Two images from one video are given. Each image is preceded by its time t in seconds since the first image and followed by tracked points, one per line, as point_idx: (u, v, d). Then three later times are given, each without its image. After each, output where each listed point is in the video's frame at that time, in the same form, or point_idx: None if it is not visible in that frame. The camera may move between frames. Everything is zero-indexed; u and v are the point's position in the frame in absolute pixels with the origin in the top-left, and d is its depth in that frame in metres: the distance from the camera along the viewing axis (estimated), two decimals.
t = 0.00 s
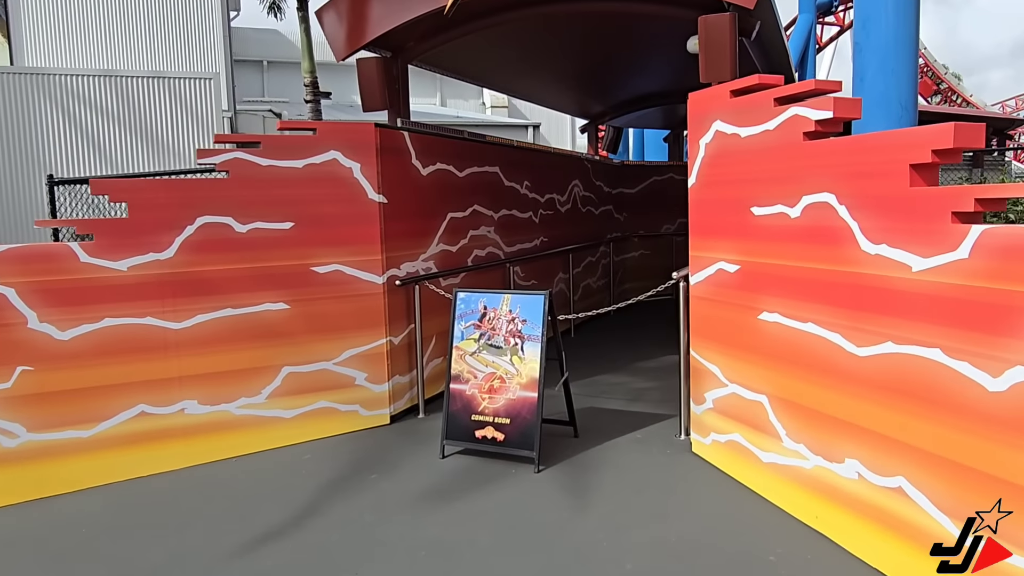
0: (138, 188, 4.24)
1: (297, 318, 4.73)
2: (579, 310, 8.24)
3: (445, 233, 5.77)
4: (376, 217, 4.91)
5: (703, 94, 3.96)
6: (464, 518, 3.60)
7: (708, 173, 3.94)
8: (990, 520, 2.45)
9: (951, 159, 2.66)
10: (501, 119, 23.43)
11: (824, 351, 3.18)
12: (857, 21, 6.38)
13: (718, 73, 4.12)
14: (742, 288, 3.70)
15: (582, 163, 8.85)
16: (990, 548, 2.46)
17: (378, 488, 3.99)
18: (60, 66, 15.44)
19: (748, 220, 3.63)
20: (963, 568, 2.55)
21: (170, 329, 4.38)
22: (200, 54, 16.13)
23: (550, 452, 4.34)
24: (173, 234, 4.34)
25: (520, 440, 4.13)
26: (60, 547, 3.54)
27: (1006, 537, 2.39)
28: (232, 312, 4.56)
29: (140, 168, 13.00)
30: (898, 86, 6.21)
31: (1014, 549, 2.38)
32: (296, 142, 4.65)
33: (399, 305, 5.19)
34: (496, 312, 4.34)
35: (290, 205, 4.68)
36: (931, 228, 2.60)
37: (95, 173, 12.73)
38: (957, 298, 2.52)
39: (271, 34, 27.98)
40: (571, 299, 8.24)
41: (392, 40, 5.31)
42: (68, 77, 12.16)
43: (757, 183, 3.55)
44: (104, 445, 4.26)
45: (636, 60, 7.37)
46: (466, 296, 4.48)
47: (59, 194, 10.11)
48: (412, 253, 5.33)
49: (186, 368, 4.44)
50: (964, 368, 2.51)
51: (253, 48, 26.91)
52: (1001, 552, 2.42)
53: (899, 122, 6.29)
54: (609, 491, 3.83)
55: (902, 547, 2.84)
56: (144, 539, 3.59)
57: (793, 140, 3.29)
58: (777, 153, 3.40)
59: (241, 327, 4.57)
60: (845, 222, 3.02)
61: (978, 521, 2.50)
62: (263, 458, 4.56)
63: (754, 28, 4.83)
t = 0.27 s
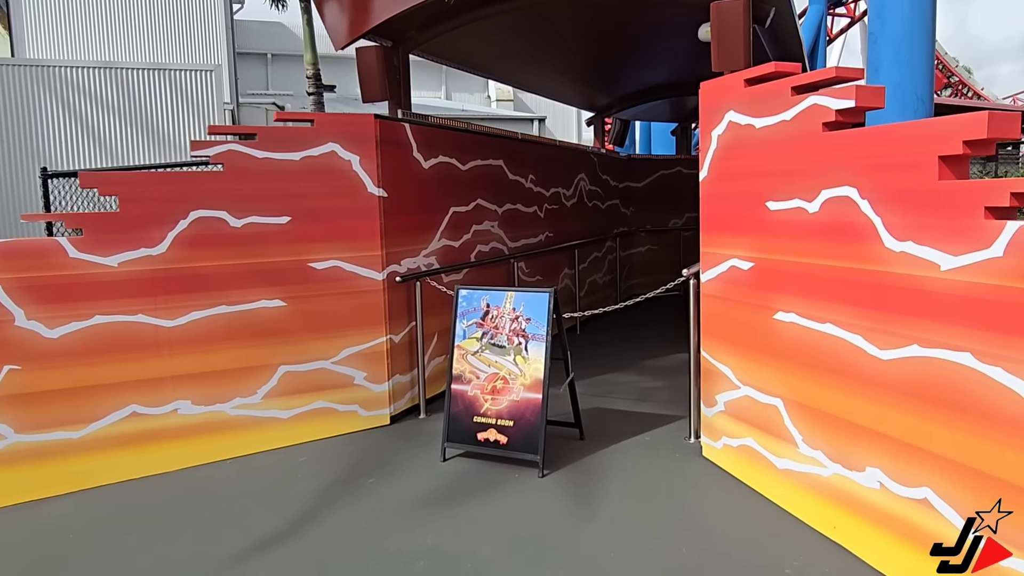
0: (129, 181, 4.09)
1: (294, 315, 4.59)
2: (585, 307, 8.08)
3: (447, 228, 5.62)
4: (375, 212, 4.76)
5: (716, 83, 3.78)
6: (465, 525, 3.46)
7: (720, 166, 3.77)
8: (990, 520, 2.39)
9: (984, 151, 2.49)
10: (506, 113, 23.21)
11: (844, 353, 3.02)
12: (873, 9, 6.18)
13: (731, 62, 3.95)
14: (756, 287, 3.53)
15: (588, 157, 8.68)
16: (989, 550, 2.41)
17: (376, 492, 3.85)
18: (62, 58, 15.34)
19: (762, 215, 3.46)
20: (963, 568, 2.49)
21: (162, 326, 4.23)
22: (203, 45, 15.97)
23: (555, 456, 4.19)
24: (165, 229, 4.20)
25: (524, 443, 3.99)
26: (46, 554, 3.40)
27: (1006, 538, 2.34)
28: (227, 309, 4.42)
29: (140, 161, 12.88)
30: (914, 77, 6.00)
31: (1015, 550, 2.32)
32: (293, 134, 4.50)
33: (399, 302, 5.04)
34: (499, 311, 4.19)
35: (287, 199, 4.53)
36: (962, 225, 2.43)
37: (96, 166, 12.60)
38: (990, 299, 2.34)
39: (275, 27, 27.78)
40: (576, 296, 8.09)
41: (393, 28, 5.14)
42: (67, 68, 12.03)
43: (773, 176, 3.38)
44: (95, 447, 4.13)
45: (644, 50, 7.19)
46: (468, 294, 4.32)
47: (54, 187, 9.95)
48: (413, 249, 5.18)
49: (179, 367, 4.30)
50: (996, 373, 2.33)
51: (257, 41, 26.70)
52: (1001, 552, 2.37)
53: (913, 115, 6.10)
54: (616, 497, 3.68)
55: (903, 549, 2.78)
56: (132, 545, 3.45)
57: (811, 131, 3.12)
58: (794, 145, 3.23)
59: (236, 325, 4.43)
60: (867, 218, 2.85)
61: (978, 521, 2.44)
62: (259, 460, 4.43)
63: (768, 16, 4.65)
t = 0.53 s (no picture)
0: (120, 173, 3.93)
1: (293, 312, 4.43)
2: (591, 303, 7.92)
3: (451, 222, 5.46)
4: (377, 205, 4.60)
5: (733, 69, 3.60)
6: (469, 533, 3.30)
7: (738, 156, 3.59)
8: (990, 520, 2.37)
9: None
10: (511, 106, 22.97)
11: (871, 355, 2.84)
12: None
13: (748, 46, 3.77)
14: (775, 283, 3.36)
15: (595, 149, 8.49)
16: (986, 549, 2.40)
17: (377, 496, 3.71)
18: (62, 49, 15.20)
19: (782, 207, 3.28)
20: (963, 568, 2.48)
21: (156, 324, 4.08)
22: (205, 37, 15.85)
23: (563, 459, 4.03)
24: (158, 223, 4.04)
25: (530, 446, 3.82)
26: (31, 562, 3.26)
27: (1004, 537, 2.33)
28: (223, 306, 4.26)
29: (139, 154, 12.75)
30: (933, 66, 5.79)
31: (1014, 550, 2.31)
32: (292, 124, 4.33)
33: (402, 299, 4.88)
34: (505, 308, 4.02)
35: (285, 192, 4.36)
36: (1004, 217, 2.25)
37: (95, 158, 12.47)
38: None
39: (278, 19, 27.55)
40: (583, 291, 7.92)
41: (395, 15, 4.97)
42: (65, 60, 11.89)
43: (794, 167, 3.21)
44: (87, 449, 3.98)
45: (653, 39, 6.99)
46: (473, 290, 4.16)
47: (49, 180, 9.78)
48: (416, 244, 5.02)
49: (174, 366, 4.15)
50: None
51: (259, 33, 26.44)
52: (1001, 552, 2.35)
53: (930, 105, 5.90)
54: (627, 502, 3.52)
55: (919, 555, 2.68)
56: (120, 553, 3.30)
57: (836, 118, 2.95)
58: (818, 133, 3.05)
59: (232, 323, 4.28)
60: (898, 210, 2.67)
61: (977, 520, 2.43)
62: (257, 462, 4.28)
63: None
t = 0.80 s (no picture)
0: (112, 167, 3.75)
1: (294, 311, 4.26)
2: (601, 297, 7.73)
3: (458, 216, 5.27)
4: (381, 199, 4.41)
5: (758, 54, 3.39)
6: (478, 545, 3.13)
7: (763, 147, 3.39)
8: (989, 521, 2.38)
9: None
10: (515, 96, 22.67)
11: (912, 359, 2.65)
12: None
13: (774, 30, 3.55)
14: (804, 281, 3.17)
15: (604, 139, 8.28)
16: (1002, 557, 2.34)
17: (383, 505, 3.53)
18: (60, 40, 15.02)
19: (813, 201, 3.08)
20: (963, 568, 2.48)
21: (151, 325, 3.91)
22: (206, 28, 15.75)
23: (576, 464, 3.85)
24: (152, 219, 3.86)
25: (543, 451, 3.64)
26: None
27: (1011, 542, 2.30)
28: (222, 306, 4.08)
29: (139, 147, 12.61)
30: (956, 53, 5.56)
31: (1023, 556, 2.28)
32: (291, 114, 4.14)
33: (407, 296, 4.70)
34: (516, 307, 3.84)
35: (285, 186, 4.18)
36: None
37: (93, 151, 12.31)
38: None
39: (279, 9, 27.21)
40: (592, 285, 7.73)
41: None
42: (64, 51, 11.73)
43: (825, 158, 3.00)
44: (79, 455, 3.82)
45: (665, 24, 6.76)
46: (481, 288, 3.97)
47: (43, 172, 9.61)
48: (421, 238, 4.84)
49: (170, 368, 3.98)
50: None
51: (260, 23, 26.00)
52: (1001, 552, 2.36)
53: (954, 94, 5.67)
54: (645, 512, 3.34)
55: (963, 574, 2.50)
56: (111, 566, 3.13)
57: (872, 105, 2.75)
58: (852, 121, 2.85)
59: (231, 322, 4.10)
60: (943, 204, 2.47)
61: (987, 525, 2.40)
62: (257, 468, 4.11)
63: None
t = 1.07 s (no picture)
0: (103, 155, 3.58)
1: (296, 305, 4.10)
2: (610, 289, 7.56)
3: (465, 205, 5.09)
4: (385, 188, 4.24)
5: (783, 33, 3.20)
6: (489, 551, 2.97)
7: (788, 132, 3.20)
8: (990, 521, 2.38)
9: None
10: (521, 84, 22.31)
11: (952, 358, 2.47)
12: None
13: (801, 8, 3.34)
14: (833, 274, 3.00)
15: (613, 126, 8.08)
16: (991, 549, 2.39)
17: (389, 507, 3.39)
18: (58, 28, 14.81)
19: (844, 188, 2.90)
20: (963, 568, 2.49)
21: (147, 320, 3.76)
22: (206, 14, 15.54)
23: (590, 464, 3.70)
24: (147, 210, 3.69)
25: (556, 452, 3.49)
26: None
27: (1007, 536, 2.33)
28: (221, 300, 3.93)
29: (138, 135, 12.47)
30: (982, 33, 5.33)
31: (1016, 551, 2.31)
32: (291, 100, 3.96)
33: (413, 289, 4.54)
34: (527, 301, 3.67)
35: (285, 175, 4.01)
36: None
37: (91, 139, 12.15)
38: None
39: None
40: (602, 276, 7.56)
41: None
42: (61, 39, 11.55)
43: (857, 143, 2.82)
44: (74, 456, 3.67)
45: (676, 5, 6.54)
46: (490, 281, 3.80)
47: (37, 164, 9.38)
48: (428, 229, 4.67)
49: (166, 365, 3.83)
50: None
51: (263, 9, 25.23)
52: (1001, 552, 2.37)
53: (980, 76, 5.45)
54: (664, 516, 3.18)
55: None
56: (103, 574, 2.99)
57: (910, 86, 2.56)
58: (887, 104, 2.66)
59: (230, 317, 3.95)
60: (989, 190, 2.29)
61: (978, 520, 2.43)
62: (259, 468, 3.97)
63: None
